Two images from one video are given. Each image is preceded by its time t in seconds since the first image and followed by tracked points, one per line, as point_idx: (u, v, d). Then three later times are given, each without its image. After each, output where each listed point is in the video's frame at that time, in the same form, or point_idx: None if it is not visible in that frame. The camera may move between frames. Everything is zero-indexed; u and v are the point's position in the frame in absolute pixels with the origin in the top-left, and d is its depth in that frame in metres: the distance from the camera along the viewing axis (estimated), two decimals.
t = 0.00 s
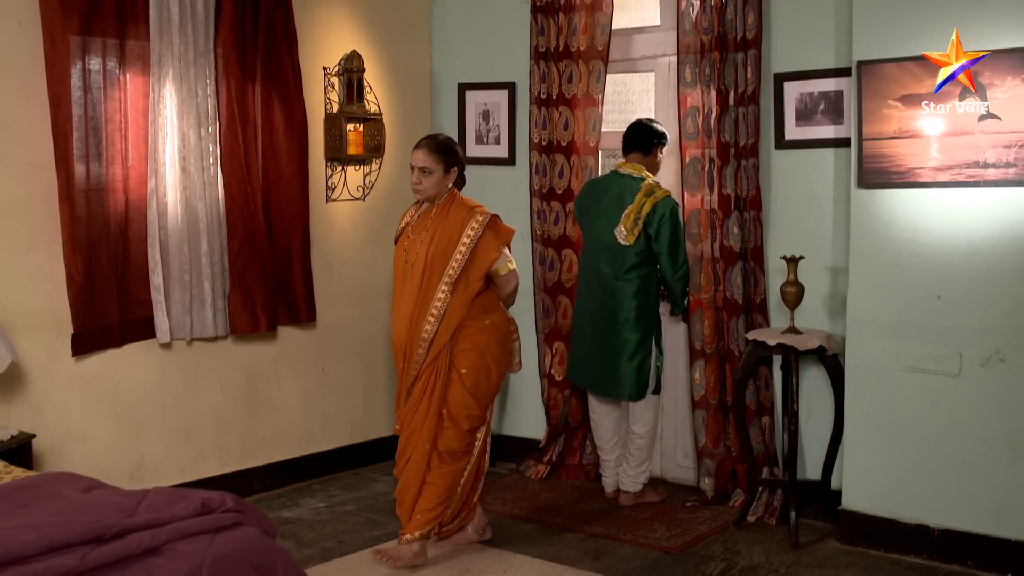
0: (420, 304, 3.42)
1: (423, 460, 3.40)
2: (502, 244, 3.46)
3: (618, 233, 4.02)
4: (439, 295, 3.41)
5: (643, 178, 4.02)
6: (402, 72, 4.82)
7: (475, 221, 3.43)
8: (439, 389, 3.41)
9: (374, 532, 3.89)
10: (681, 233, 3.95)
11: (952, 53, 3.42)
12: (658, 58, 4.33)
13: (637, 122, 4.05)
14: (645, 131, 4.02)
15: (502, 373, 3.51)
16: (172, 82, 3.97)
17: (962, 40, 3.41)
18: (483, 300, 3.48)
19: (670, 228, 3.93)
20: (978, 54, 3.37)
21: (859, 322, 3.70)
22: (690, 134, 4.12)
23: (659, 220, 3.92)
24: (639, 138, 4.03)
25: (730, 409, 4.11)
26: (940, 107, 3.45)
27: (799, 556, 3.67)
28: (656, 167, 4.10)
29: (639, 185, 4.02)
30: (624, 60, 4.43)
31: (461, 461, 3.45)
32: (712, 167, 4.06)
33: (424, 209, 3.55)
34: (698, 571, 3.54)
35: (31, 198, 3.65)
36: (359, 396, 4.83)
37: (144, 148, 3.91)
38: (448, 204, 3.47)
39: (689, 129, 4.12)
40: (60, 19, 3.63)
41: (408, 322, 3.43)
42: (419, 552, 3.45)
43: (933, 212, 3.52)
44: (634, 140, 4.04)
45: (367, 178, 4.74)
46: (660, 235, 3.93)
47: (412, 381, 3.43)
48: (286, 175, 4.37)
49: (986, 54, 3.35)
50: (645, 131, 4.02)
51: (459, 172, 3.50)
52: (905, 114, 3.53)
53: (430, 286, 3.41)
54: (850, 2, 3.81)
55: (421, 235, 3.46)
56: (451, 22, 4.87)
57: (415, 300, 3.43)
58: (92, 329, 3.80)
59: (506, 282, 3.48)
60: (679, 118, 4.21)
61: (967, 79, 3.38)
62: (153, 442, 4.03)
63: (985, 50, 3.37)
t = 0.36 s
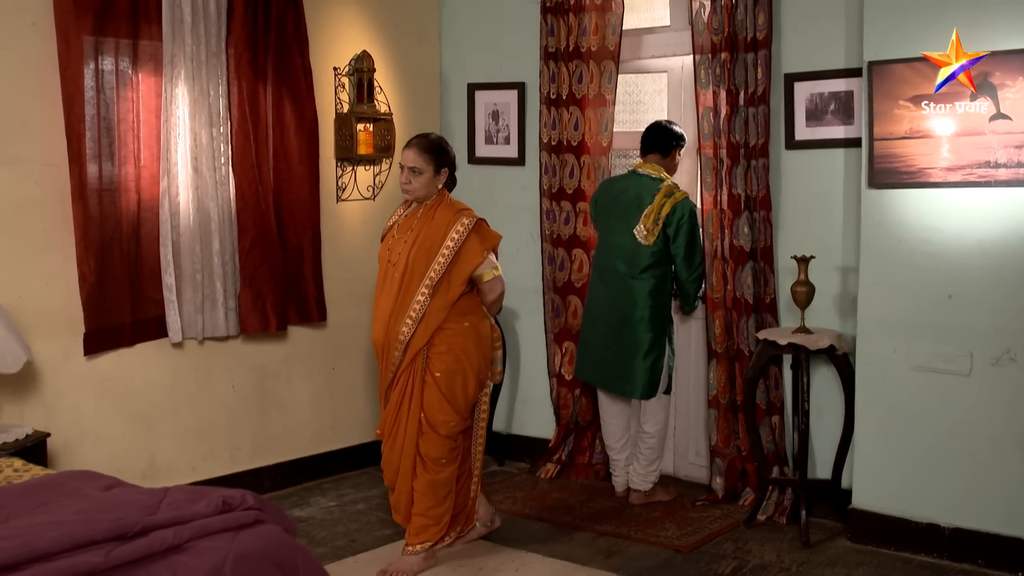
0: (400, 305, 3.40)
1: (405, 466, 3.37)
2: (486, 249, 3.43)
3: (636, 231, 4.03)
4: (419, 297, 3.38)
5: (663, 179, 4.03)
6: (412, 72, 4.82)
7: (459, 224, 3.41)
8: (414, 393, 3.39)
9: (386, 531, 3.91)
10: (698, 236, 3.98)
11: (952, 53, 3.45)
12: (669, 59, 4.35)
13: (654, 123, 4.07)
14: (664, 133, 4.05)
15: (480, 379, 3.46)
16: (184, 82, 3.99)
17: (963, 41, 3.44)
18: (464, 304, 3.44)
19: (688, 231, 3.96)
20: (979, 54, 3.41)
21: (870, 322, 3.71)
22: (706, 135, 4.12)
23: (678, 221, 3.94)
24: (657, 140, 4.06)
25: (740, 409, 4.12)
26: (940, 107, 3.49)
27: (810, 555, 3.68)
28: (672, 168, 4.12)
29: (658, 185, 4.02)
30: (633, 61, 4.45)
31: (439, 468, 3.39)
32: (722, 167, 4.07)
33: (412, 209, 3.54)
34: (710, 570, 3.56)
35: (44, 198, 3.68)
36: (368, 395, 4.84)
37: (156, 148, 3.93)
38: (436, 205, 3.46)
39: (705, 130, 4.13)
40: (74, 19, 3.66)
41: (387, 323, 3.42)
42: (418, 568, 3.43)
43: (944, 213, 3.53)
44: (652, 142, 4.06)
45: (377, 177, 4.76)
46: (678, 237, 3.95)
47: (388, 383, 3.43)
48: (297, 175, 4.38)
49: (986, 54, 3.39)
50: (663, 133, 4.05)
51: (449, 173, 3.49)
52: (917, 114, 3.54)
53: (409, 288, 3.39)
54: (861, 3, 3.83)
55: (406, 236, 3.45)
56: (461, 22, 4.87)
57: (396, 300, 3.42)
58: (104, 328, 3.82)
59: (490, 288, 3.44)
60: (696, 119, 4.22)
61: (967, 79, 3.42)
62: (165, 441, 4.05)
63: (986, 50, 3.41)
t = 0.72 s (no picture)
0: (394, 307, 3.37)
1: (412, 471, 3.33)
2: (480, 248, 3.44)
3: (651, 229, 4.04)
4: (414, 298, 3.36)
5: (676, 178, 4.05)
6: (422, 73, 4.83)
7: (452, 223, 3.40)
8: (413, 396, 3.34)
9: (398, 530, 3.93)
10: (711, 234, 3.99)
11: (952, 53, 3.49)
12: (677, 59, 4.37)
13: (670, 123, 4.11)
14: (679, 133, 4.09)
15: (476, 381, 3.48)
16: (197, 82, 4.01)
17: (963, 41, 3.48)
18: (458, 305, 3.44)
19: (703, 229, 3.97)
20: (979, 54, 3.45)
21: (881, 321, 3.73)
22: (713, 135, 4.15)
23: (692, 219, 3.96)
24: (672, 140, 4.09)
25: (751, 408, 4.14)
26: (940, 107, 3.53)
27: (821, 553, 3.70)
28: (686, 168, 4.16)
29: (672, 185, 4.05)
30: (644, 61, 4.47)
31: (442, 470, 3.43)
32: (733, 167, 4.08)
33: (401, 209, 3.53)
34: (722, 568, 3.58)
35: (58, 197, 3.69)
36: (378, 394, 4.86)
37: (169, 148, 3.95)
38: (426, 204, 3.46)
39: (713, 131, 4.15)
40: (87, 19, 3.68)
41: (380, 325, 3.39)
42: (432, 566, 3.47)
43: (956, 212, 3.55)
44: (666, 143, 4.10)
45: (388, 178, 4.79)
46: (692, 235, 3.97)
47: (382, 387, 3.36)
48: (308, 175, 4.39)
49: (986, 54, 3.43)
50: (677, 133, 4.09)
51: (437, 171, 3.48)
52: (928, 114, 3.56)
53: (404, 289, 3.37)
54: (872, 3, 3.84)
55: (398, 236, 3.44)
56: (470, 23, 4.88)
57: (389, 302, 3.38)
58: (117, 328, 3.83)
59: (485, 288, 3.44)
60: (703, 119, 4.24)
61: (967, 79, 3.46)
62: (177, 440, 4.06)
63: (985, 50, 3.45)
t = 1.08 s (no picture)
0: (380, 311, 3.37)
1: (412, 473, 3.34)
2: (465, 248, 3.44)
3: (660, 229, 4.06)
4: (401, 301, 3.37)
5: (683, 178, 4.06)
6: (433, 73, 4.84)
7: (437, 224, 3.40)
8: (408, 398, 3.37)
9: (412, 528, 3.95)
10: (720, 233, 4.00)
11: (952, 53, 3.53)
12: (688, 60, 4.40)
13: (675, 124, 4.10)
14: (686, 136, 4.07)
15: (467, 381, 3.50)
16: (211, 82, 4.02)
17: (962, 41, 3.53)
18: (445, 306, 3.45)
19: (712, 228, 3.98)
20: (979, 54, 3.49)
21: (893, 320, 3.74)
22: (723, 135, 4.16)
23: (701, 218, 3.96)
24: (677, 141, 4.08)
25: (762, 406, 4.16)
26: (940, 107, 3.58)
27: (834, 551, 3.72)
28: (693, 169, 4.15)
29: (679, 185, 4.05)
30: (653, 61, 4.49)
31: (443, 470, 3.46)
32: (744, 167, 4.10)
33: (383, 212, 3.53)
34: (735, 566, 3.59)
35: (74, 197, 3.71)
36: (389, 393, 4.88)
37: (183, 148, 3.96)
38: (410, 205, 3.46)
39: (722, 131, 4.16)
40: (103, 20, 3.70)
41: (368, 328, 3.39)
42: (448, 565, 3.53)
43: (969, 212, 3.57)
44: (673, 144, 4.08)
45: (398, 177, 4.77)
46: (702, 234, 3.98)
47: (374, 393, 3.37)
48: (320, 175, 4.40)
49: (986, 54, 3.48)
50: (683, 135, 4.08)
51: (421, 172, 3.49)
52: (940, 115, 3.58)
53: (390, 292, 3.37)
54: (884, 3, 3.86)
55: (382, 239, 3.44)
56: (480, 23, 4.89)
57: (375, 306, 3.39)
58: (132, 327, 3.85)
59: (471, 288, 3.45)
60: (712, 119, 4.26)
61: (967, 79, 3.50)
62: (192, 438, 4.08)
63: (985, 51, 3.49)
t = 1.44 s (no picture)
0: (364, 309, 3.38)
1: (390, 473, 3.35)
2: (450, 247, 3.46)
3: (671, 229, 4.06)
4: (384, 299, 3.38)
5: (694, 180, 4.07)
6: (450, 73, 4.86)
7: (421, 222, 3.43)
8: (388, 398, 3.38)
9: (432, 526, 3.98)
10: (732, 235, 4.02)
11: (952, 53, 3.58)
12: (705, 60, 4.42)
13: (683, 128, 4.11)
14: (697, 138, 4.09)
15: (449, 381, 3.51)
16: (231, 83, 4.05)
17: (962, 41, 3.58)
18: (428, 306, 3.48)
19: (725, 231, 3.99)
20: (979, 54, 3.54)
21: (912, 319, 3.76)
22: (739, 135, 4.18)
23: (714, 221, 3.97)
24: (687, 144, 4.09)
25: (779, 405, 4.17)
26: (940, 107, 3.64)
27: (853, 549, 3.74)
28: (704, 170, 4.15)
29: (691, 187, 4.06)
30: (669, 62, 4.51)
31: (424, 473, 3.47)
32: (762, 167, 4.12)
33: (365, 210, 3.54)
34: (755, 564, 3.61)
35: (97, 197, 3.74)
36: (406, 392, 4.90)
37: (204, 148, 3.99)
38: (393, 204, 3.46)
39: (738, 131, 4.18)
40: (125, 20, 3.72)
41: (350, 328, 3.40)
42: (467, 557, 3.59)
43: (988, 212, 3.59)
44: (683, 146, 4.10)
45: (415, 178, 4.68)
46: (715, 237, 3.99)
47: (354, 393, 3.39)
48: (338, 174, 4.41)
49: (987, 54, 3.53)
50: (694, 138, 4.09)
51: (403, 169, 3.48)
52: (959, 115, 3.60)
53: (373, 291, 3.38)
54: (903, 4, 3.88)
55: (365, 237, 3.45)
56: (497, 23, 4.91)
57: (358, 304, 3.40)
58: (154, 326, 3.87)
59: (454, 287, 3.48)
60: (728, 119, 4.28)
61: (967, 79, 3.56)
62: (212, 436, 4.11)
63: (986, 51, 3.54)
